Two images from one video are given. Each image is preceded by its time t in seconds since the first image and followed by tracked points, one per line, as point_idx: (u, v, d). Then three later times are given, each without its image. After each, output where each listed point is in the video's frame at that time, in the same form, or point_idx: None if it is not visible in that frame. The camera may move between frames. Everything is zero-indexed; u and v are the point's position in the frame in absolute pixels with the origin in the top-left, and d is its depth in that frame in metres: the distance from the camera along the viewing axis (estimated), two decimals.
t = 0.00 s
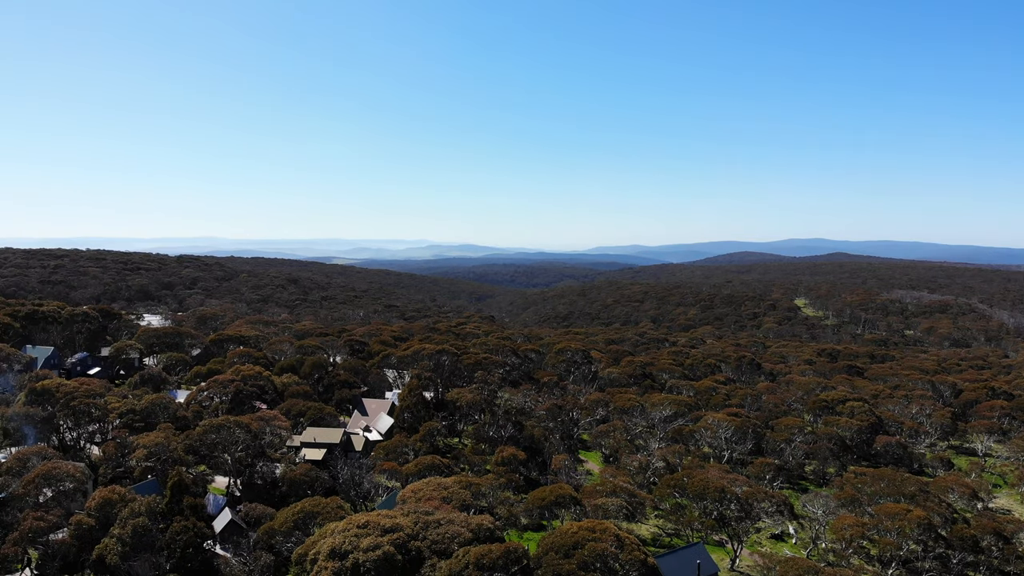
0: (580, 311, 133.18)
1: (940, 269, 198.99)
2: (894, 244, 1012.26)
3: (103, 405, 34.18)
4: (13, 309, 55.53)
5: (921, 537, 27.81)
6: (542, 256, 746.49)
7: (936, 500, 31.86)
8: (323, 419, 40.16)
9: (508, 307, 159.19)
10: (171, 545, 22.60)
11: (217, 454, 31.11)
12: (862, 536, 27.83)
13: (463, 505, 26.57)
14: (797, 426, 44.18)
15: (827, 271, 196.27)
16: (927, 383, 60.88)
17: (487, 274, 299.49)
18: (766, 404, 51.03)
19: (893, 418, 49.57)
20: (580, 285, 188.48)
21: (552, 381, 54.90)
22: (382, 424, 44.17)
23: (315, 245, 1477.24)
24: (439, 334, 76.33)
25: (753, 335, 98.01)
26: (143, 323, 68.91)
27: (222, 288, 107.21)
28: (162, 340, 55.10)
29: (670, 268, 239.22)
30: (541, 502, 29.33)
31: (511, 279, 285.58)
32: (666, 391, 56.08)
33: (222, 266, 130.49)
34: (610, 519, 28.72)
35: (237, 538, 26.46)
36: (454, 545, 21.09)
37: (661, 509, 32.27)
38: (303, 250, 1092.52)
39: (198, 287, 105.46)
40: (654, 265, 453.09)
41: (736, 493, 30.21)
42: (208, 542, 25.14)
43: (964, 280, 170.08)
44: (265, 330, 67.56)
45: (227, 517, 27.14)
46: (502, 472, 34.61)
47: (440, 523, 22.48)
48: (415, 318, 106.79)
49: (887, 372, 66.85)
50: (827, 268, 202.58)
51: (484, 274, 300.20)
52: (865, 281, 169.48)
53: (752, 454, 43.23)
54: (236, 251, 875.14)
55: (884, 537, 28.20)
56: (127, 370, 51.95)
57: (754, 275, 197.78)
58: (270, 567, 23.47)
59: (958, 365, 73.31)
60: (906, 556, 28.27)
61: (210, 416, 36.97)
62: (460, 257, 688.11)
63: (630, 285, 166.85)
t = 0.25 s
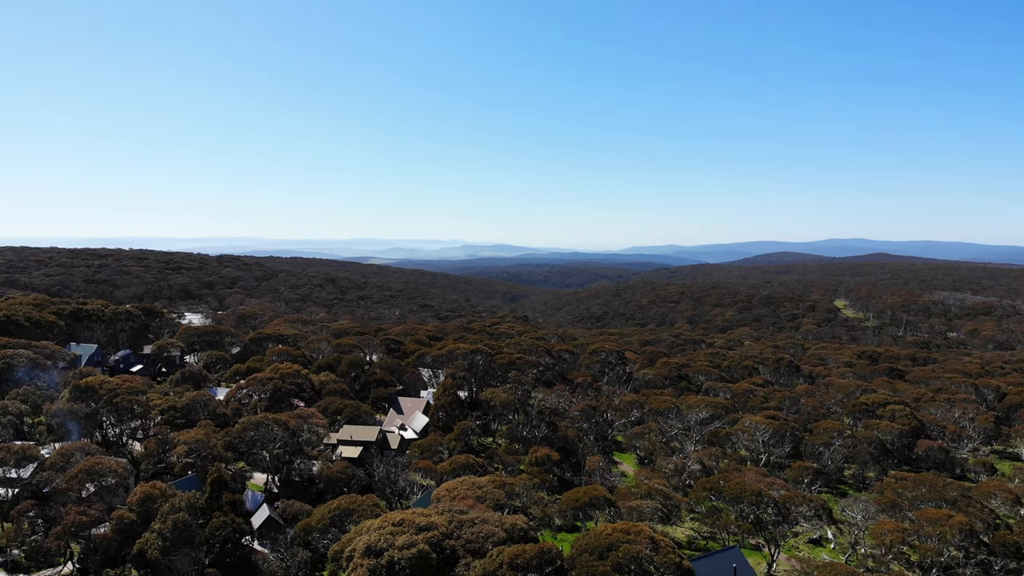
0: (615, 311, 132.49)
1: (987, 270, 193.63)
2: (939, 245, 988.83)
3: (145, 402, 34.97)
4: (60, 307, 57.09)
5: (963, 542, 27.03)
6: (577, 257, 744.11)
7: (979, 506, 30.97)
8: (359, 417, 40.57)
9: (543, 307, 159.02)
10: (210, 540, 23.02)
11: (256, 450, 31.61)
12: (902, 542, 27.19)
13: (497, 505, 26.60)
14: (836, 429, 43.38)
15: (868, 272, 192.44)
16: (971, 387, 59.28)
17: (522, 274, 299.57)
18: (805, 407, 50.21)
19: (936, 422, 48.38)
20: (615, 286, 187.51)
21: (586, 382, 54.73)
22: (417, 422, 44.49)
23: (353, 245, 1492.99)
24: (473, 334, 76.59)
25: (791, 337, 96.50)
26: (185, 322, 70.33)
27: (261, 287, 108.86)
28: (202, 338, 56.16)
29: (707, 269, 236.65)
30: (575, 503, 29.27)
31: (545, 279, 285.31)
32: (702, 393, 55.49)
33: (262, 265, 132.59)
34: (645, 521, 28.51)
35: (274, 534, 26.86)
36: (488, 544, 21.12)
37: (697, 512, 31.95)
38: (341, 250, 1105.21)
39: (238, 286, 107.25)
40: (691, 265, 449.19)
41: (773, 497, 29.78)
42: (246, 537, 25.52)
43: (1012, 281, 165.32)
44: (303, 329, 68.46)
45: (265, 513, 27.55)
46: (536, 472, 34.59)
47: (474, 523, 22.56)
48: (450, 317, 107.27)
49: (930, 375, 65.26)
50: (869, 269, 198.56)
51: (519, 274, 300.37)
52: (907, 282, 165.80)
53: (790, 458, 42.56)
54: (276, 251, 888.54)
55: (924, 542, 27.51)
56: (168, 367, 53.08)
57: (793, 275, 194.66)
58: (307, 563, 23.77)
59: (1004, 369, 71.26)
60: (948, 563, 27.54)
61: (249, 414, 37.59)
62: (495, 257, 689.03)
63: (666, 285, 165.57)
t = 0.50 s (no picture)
0: (650, 312, 131.57)
1: None
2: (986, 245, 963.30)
3: (186, 399, 35.71)
4: (105, 306, 58.55)
5: (1008, 550, 26.29)
6: (614, 257, 739.78)
7: None
8: (395, 415, 40.94)
9: (577, 307, 158.65)
10: (248, 536, 23.40)
11: (293, 447, 32.02)
12: (944, 548, 26.54)
13: (531, 505, 26.60)
14: (876, 433, 42.54)
15: (911, 272, 188.31)
16: (1019, 391, 57.61)
17: (557, 275, 299.16)
18: (843, 410, 49.33)
19: (980, 426, 47.14)
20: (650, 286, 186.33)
21: (621, 383, 54.50)
22: (452, 421, 44.74)
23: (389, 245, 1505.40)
24: (507, 334, 76.74)
25: (830, 338, 94.90)
26: (225, 321, 71.63)
27: (299, 286, 110.41)
28: (242, 336, 57.14)
29: (744, 269, 233.75)
30: (608, 505, 29.20)
31: (581, 279, 284.65)
32: (739, 395, 54.84)
33: (300, 265, 134.47)
34: (680, 524, 28.29)
35: (311, 531, 27.25)
36: (522, 544, 21.13)
37: (732, 515, 31.63)
38: (377, 250, 1115.18)
39: (277, 285, 108.93)
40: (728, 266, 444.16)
41: (811, 500, 29.33)
42: (284, 533, 25.91)
43: None
44: (339, 328, 69.24)
45: (302, 510, 27.93)
46: (570, 473, 34.54)
47: (508, 522, 22.61)
48: (485, 317, 107.65)
49: (974, 378, 63.62)
50: (911, 269, 194.24)
51: (554, 274, 300.03)
52: (952, 283, 161.77)
53: (829, 461, 41.85)
54: (314, 251, 900.06)
55: (967, 549, 26.82)
56: (209, 365, 54.15)
57: (833, 276, 191.31)
58: (343, 560, 24.10)
59: None
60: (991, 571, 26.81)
61: (287, 411, 38.16)
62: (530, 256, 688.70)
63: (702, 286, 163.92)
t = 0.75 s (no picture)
0: (687, 313, 130.39)
1: None
2: None
3: (226, 396, 36.36)
4: (147, 304, 59.90)
5: None
6: (650, 257, 734.85)
7: None
8: (430, 414, 41.19)
9: (611, 308, 157.99)
10: (285, 532, 23.71)
11: (330, 445, 32.36)
12: (987, 555, 25.81)
13: (565, 506, 26.58)
14: (918, 437, 41.59)
15: (955, 273, 183.77)
16: None
17: (592, 275, 298.18)
18: (884, 414, 48.33)
19: None
20: (685, 286, 184.22)
21: (656, 385, 54.14)
22: (486, 420, 44.85)
23: (424, 245, 1514.58)
24: (542, 334, 76.73)
25: (871, 340, 93.10)
26: (263, 319, 72.78)
27: (336, 286, 111.68)
28: (280, 335, 58.01)
29: (782, 269, 230.50)
30: (643, 507, 29.12)
31: (616, 279, 283.37)
32: (777, 398, 54.08)
33: (337, 265, 136.07)
34: (716, 527, 28.00)
35: (347, 528, 27.46)
36: (556, 545, 21.11)
37: (769, 519, 31.22)
38: (413, 250, 1123.23)
39: (314, 284, 110.36)
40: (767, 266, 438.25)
41: (850, 504, 28.86)
42: (320, 530, 26.26)
43: None
44: (375, 327, 69.89)
45: (338, 507, 28.26)
46: (604, 475, 34.41)
47: (542, 523, 22.59)
48: (519, 317, 107.81)
49: (1022, 382, 61.85)
50: (956, 270, 189.50)
51: (589, 275, 299.09)
52: (999, 285, 157.46)
53: (868, 465, 41.05)
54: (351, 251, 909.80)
55: (1011, 556, 26.08)
56: (248, 363, 55.13)
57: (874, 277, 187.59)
58: (377, 557, 24.40)
59: None
60: None
61: (324, 409, 38.63)
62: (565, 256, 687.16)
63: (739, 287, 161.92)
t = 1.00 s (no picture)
0: (723, 314, 129.01)
1: None
2: None
3: (264, 394, 36.97)
4: (188, 303, 61.15)
5: None
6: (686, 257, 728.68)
7: None
8: (464, 414, 41.39)
9: (646, 308, 157.05)
10: (322, 529, 24.01)
11: (366, 443, 32.74)
12: None
13: (599, 507, 26.52)
14: (960, 441, 40.61)
15: (1002, 274, 178.96)
16: None
17: (628, 275, 296.68)
18: (926, 418, 47.29)
19: None
20: (722, 287, 182.35)
21: (692, 387, 53.70)
22: (520, 420, 44.92)
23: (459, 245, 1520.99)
24: (576, 335, 76.59)
25: (913, 343, 91.14)
26: (301, 318, 73.82)
27: (372, 286, 112.77)
28: (318, 334, 58.79)
29: (821, 270, 226.80)
30: (679, 510, 28.95)
31: (651, 279, 281.59)
32: (816, 400, 53.25)
33: (373, 265, 137.43)
34: (752, 531, 27.65)
35: (383, 526, 27.70)
36: (590, 547, 21.07)
37: (807, 524, 30.79)
38: (449, 250, 1129.05)
39: (351, 284, 111.61)
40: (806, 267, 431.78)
41: (890, 510, 28.31)
42: (356, 527, 26.58)
43: None
44: (410, 326, 70.43)
45: (374, 505, 28.56)
46: (639, 477, 34.23)
47: (576, 524, 22.56)
48: (553, 317, 107.72)
49: None
50: (1003, 271, 184.52)
51: (625, 275, 297.66)
52: None
53: (909, 470, 40.21)
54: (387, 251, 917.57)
55: None
56: (287, 361, 56.00)
57: (917, 278, 183.57)
58: (412, 555, 24.56)
59: None
60: None
61: (360, 407, 39.06)
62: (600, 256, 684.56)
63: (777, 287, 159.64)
